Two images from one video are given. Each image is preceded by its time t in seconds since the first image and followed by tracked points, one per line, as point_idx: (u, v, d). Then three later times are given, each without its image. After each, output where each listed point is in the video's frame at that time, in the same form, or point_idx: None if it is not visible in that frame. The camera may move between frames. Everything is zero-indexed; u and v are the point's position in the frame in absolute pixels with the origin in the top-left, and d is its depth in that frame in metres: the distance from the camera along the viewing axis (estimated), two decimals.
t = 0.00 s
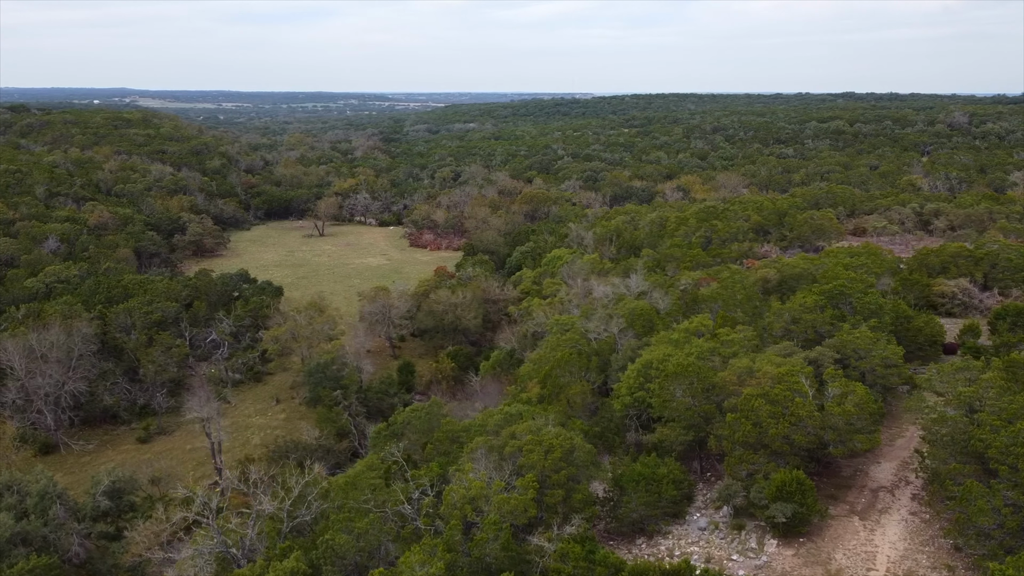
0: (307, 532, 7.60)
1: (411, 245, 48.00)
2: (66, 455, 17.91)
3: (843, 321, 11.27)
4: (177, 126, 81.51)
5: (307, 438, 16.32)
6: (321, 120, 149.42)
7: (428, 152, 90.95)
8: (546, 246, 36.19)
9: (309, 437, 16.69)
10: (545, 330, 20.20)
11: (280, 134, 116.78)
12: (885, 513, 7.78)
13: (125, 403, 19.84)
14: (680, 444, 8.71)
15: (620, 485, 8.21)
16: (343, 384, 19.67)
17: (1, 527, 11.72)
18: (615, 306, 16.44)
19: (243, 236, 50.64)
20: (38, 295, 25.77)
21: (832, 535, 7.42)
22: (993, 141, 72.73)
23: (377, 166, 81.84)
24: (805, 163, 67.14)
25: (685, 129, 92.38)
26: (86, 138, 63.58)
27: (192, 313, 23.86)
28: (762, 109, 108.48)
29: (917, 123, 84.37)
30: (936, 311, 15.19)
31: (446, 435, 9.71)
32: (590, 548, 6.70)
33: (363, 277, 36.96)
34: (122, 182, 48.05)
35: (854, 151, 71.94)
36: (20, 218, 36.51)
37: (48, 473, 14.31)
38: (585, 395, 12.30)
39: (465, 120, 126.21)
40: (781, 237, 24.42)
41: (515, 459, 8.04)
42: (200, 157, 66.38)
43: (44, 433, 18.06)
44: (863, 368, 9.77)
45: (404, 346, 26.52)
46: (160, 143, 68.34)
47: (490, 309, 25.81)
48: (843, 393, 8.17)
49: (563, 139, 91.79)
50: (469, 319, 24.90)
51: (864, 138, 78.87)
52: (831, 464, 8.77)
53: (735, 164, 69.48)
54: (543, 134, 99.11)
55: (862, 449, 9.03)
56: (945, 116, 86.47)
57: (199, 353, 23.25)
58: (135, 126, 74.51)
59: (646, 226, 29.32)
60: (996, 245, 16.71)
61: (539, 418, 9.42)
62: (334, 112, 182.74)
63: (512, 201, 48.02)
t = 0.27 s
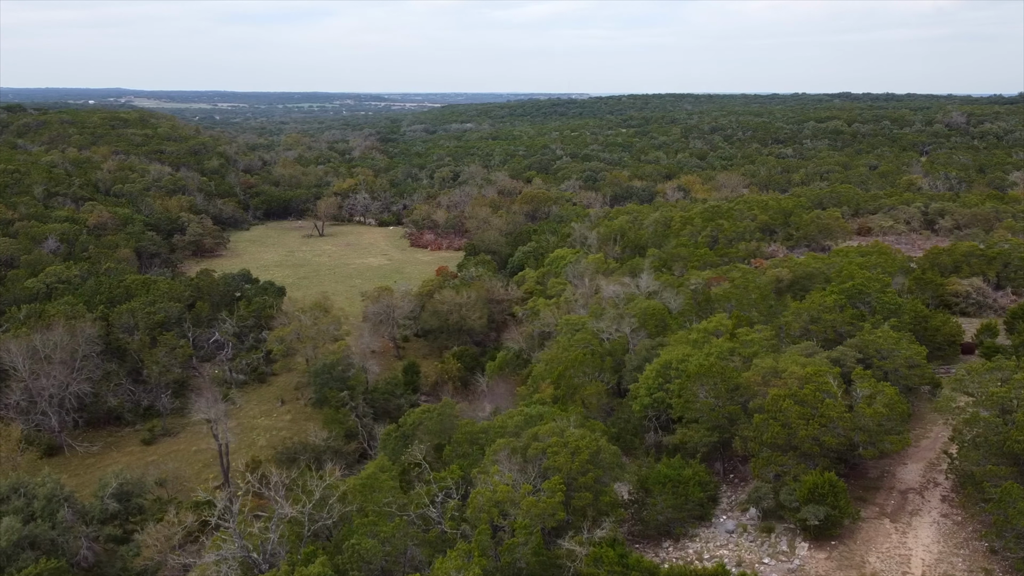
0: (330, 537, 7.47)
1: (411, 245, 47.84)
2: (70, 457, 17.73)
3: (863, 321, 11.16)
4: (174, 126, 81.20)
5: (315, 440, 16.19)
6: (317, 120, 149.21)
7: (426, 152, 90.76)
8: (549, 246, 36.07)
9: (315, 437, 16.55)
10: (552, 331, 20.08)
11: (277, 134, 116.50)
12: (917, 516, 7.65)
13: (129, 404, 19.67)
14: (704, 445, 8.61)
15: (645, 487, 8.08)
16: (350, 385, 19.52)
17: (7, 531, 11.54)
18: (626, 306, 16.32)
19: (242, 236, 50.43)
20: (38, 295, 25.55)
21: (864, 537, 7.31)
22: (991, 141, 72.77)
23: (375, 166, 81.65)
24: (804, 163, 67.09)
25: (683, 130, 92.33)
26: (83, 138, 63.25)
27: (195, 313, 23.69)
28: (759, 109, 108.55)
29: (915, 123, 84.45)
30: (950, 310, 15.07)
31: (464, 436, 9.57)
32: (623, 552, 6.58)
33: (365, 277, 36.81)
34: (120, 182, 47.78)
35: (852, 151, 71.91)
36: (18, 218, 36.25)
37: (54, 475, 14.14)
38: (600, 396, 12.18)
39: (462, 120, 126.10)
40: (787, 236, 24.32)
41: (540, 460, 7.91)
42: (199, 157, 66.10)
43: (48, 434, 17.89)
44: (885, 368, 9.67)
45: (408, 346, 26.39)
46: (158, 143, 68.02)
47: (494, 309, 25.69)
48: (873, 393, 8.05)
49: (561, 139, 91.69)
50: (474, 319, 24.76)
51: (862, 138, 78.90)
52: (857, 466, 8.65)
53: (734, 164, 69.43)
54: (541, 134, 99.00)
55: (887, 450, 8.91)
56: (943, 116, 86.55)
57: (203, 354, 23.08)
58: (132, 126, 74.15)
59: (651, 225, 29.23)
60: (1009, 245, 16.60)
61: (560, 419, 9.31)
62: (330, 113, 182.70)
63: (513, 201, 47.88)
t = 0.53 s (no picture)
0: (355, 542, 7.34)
1: (412, 244, 47.70)
2: (75, 459, 17.56)
3: (883, 320, 11.07)
4: (172, 126, 80.88)
5: (324, 440, 16.04)
6: (314, 120, 148.91)
7: (425, 152, 90.55)
8: (551, 245, 35.93)
9: (323, 438, 16.38)
10: (560, 331, 19.97)
11: (274, 134, 116.13)
12: (949, 517, 7.54)
13: (133, 405, 19.49)
14: (730, 446, 8.50)
15: (672, 489, 7.97)
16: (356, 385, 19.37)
17: (15, 534, 11.39)
18: (638, 305, 16.20)
19: (242, 236, 50.21)
20: (40, 295, 25.33)
21: (896, 539, 7.20)
22: (989, 140, 72.82)
23: (374, 166, 81.43)
24: (803, 163, 67.00)
25: (681, 130, 92.28)
26: (81, 138, 62.89)
27: (198, 313, 23.51)
28: (757, 109, 108.62)
29: (913, 123, 84.50)
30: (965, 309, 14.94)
31: (484, 437, 9.46)
32: (655, 556, 6.47)
33: (367, 277, 36.65)
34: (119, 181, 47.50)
35: (851, 151, 71.88)
36: (17, 218, 36.00)
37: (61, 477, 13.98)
38: (616, 395, 12.07)
39: (460, 120, 125.93)
40: (794, 236, 24.22)
41: (566, 461, 7.80)
42: (197, 157, 65.81)
43: (52, 436, 17.71)
44: (909, 368, 9.58)
45: (412, 346, 26.24)
46: (155, 143, 67.70)
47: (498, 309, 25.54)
48: (902, 393, 7.96)
49: (560, 139, 91.58)
50: (479, 319, 24.62)
51: (861, 137, 78.92)
52: (885, 466, 8.53)
53: (733, 164, 69.37)
54: (539, 134, 98.86)
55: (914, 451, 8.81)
56: (940, 116, 86.63)
57: (206, 354, 22.90)
58: (129, 126, 73.80)
59: (655, 225, 29.11)
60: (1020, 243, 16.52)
61: (582, 419, 9.19)
62: (327, 113, 182.39)
63: (513, 201, 47.72)
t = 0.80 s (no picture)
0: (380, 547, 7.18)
1: (413, 244, 47.54)
2: (79, 461, 17.37)
3: (904, 318, 10.96)
4: (170, 126, 80.58)
5: (333, 441, 15.91)
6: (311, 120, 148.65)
7: (423, 152, 90.37)
8: (554, 245, 35.80)
9: (331, 439, 16.22)
10: (568, 331, 19.90)
11: (271, 134, 115.80)
12: (982, 519, 7.43)
13: (138, 406, 19.31)
14: (757, 447, 8.37)
15: (700, 490, 7.83)
16: (363, 386, 19.24)
17: (24, 537, 11.23)
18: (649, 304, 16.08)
19: (242, 236, 49.99)
20: (41, 296, 25.09)
21: (932, 541, 7.07)
22: (988, 140, 72.85)
23: (372, 166, 81.21)
24: (803, 163, 67.00)
25: (679, 129, 92.22)
26: (78, 138, 62.56)
27: (202, 313, 23.33)
28: (755, 109, 108.65)
29: (911, 123, 84.53)
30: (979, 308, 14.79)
31: (503, 438, 9.31)
32: (691, 559, 6.34)
33: (368, 277, 36.49)
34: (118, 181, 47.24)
35: (850, 151, 71.85)
36: (17, 217, 35.74)
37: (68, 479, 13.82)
38: (630, 395, 11.95)
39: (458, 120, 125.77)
40: (801, 235, 24.12)
41: (592, 462, 7.65)
42: (195, 156, 65.54)
43: (56, 437, 17.53)
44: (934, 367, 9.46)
45: (416, 346, 26.07)
46: (154, 143, 67.41)
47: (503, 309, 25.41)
48: (934, 393, 7.84)
49: (558, 139, 91.46)
50: (485, 319, 24.50)
51: (859, 137, 78.90)
52: (913, 466, 8.40)
53: (733, 164, 69.30)
54: (537, 134, 98.74)
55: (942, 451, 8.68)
56: (939, 116, 86.67)
57: (210, 354, 22.70)
58: (127, 126, 73.47)
59: (660, 224, 29.00)
60: None
61: (604, 419, 9.06)
62: (324, 113, 182.13)
63: (514, 201, 47.60)
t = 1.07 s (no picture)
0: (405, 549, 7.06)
1: (414, 244, 47.39)
2: (84, 463, 17.19)
3: (925, 317, 10.85)
4: (167, 126, 80.26)
5: (342, 442, 15.76)
6: (308, 120, 148.34)
7: (421, 152, 90.17)
8: (556, 245, 35.67)
9: (340, 440, 16.08)
10: (576, 331, 19.76)
11: (269, 134, 115.43)
12: (1017, 520, 7.31)
13: (142, 407, 19.14)
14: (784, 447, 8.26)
15: (729, 492, 7.71)
16: (370, 386, 19.08)
17: (34, 540, 11.08)
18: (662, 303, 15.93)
19: (241, 236, 49.77)
20: (42, 296, 24.87)
21: (967, 544, 6.95)
22: (987, 140, 72.88)
23: (371, 166, 80.97)
24: (802, 162, 66.97)
25: (678, 129, 92.14)
26: (76, 137, 62.21)
27: (205, 314, 23.16)
28: (753, 108, 108.62)
29: (910, 122, 84.55)
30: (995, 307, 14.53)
31: (524, 439, 9.19)
32: (726, 563, 6.22)
33: (370, 277, 36.33)
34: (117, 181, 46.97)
35: (849, 151, 71.82)
36: (16, 217, 35.49)
37: (76, 481, 13.65)
38: (645, 395, 11.84)
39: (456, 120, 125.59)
40: (808, 234, 24.04)
41: (620, 464, 7.53)
42: (194, 156, 65.27)
43: (61, 438, 17.36)
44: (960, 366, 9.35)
45: (421, 346, 25.94)
46: (151, 142, 67.09)
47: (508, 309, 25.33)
48: (966, 393, 7.74)
49: (556, 139, 91.31)
50: (490, 319, 24.36)
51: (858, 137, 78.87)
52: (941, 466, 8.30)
53: (732, 163, 69.23)
54: (535, 134, 98.59)
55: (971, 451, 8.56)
56: (937, 116, 86.71)
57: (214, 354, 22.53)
58: (125, 126, 73.12)
59: (665, 224, 28.92)
60: None
61: (628, 420, 8.93)
62: (320, 113, 181.81)
63: (515, 200, 47.47)
